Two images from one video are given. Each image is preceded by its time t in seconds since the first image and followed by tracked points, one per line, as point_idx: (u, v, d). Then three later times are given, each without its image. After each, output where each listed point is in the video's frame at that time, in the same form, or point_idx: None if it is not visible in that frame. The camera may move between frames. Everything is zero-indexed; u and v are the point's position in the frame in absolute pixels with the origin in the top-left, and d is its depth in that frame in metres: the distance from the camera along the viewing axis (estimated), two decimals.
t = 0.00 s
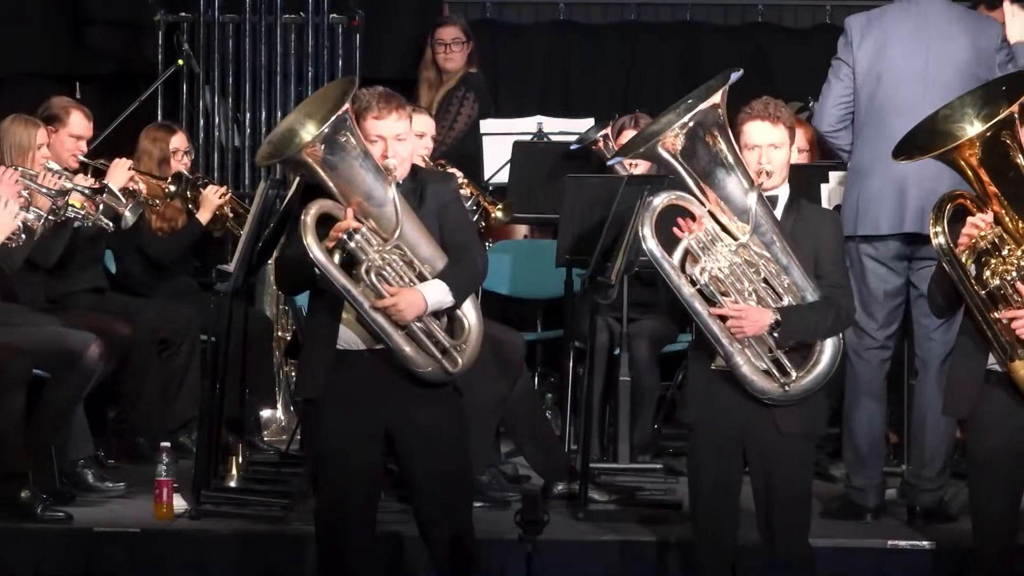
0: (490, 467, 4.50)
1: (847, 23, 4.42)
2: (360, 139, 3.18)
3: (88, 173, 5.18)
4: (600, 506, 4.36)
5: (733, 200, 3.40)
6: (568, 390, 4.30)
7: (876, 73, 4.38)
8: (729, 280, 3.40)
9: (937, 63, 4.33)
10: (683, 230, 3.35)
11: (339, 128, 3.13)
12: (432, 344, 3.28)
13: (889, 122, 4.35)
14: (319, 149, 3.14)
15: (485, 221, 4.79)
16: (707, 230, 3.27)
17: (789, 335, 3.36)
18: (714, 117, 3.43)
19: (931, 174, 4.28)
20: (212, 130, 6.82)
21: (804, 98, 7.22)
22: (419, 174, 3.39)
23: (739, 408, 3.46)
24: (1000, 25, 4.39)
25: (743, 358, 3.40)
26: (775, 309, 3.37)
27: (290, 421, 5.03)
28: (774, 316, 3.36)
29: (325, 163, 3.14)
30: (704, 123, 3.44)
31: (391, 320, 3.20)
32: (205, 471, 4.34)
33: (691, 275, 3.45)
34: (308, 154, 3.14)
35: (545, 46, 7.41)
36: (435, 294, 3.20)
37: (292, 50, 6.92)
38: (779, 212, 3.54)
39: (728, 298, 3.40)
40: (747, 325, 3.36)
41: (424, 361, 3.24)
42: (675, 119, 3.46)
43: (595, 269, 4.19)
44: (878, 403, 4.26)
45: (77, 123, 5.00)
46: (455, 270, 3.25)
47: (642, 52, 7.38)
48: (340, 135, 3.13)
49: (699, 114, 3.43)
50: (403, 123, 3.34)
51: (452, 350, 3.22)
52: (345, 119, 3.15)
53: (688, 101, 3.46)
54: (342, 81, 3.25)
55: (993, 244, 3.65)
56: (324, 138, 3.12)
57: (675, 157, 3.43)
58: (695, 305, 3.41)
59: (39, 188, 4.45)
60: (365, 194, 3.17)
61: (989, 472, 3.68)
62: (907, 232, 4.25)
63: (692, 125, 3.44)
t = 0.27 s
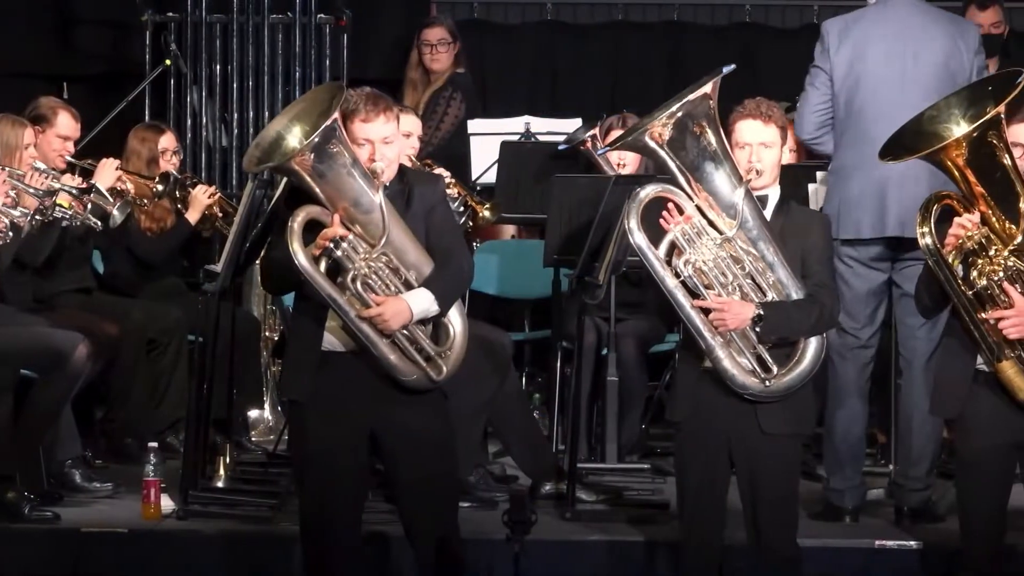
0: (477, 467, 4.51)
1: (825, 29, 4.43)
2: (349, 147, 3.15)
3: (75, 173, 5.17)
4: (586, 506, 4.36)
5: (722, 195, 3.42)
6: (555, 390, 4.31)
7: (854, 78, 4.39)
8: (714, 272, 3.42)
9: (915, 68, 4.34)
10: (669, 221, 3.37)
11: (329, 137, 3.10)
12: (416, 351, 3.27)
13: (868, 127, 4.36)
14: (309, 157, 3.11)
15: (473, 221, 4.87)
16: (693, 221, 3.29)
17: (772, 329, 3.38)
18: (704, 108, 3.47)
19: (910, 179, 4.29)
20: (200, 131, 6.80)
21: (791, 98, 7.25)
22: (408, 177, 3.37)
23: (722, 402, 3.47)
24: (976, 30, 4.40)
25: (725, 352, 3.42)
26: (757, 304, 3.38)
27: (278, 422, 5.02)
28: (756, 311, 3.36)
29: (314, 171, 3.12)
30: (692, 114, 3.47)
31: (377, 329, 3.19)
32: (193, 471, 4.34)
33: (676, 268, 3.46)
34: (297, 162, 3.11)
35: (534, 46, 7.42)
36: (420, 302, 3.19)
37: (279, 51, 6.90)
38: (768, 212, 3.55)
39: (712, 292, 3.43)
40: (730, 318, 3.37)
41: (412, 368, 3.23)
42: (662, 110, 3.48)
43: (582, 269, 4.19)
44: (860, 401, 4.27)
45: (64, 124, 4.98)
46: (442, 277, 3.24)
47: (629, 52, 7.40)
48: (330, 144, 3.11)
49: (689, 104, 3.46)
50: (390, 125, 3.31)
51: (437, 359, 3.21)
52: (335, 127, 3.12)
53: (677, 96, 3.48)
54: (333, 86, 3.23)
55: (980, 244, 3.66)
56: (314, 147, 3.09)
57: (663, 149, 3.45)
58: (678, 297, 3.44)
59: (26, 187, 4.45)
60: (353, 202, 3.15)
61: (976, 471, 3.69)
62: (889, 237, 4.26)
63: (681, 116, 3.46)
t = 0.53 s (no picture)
0: (465, 467, 4.51)
1: (794, 30, 4.44)
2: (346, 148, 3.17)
3: (63, 173, 5.17)
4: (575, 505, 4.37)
5: (710, 199, 3.42)
6: (543, 390, 4.30)
7: (824, 78, 4.41)
8: (705, 278, 3.42)
9: (884, 66, 4.34)
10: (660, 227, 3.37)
11: (326, 138, 3.13)
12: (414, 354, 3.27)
13: (838, 127, 4.38)
14: (304, 159, 3.14)
15: (461, 219, 4.85)
16: (684, 226, 3.30)
17: (762, 335, 3.39)
18: (693, 116, 3.45)
19: (881, 178, 4.30)
20: (188, 131, 6.80)
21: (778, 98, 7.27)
22: (407, 181, 3.41)
23: (709, 403, 3.47)
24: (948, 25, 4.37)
25: (716, 358, 3.42)
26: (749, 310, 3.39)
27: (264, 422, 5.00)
28: (748, 317, 3.37)
29: (311, 174, 3.14)
30: (682, 122, 3.45)
31: (373, 332, 3.19)
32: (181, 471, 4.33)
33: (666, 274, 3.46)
34: (294, 164, 3.14)
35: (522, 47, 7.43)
36: (418, 305, 3.20)
37: (266, 51, 6.84)
38: (756, 212, 3.56)
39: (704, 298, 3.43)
40: (721, 323, 3.37)
41: (411, 371, 3.23)
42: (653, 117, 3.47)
43: (570, 269, 4.20)
44: (843, 400, 4.27)
45: (51, 124, 4.98)
46: (438, 280, 3.24)
47: (617, 53, 7.42)
48: (326, 146, 3.13)
49: (679, 112, 3.45)
50: (390, 130, 3.33)
51: (434, 362, 3.21)
52: (332, 128, 3.15)
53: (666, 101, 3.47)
54: (332, 89, 3.25)
55: (968, 243, 3.70)
56: (310, 148, 3.12)
57: (653, 156, 3.44)
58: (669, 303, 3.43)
59: (14, 187, 4.42)
60: (350, 205, 3.17)
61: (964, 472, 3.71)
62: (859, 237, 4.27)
63: (672, 124, 3.45)
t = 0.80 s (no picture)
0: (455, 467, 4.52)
1: (770, 33, 4.44)
2: (349, 146, 3.20)
3: (52, 173, 5.15)
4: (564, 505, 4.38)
5: (698, 204, 3.42)
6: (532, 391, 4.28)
7: (801, 81, 4.40)
8: (694, 284, 3.42)
9: (861, 67, 4.35)
10: (649, 234, 3.36)
11: (326, 136, 3.17)
12: (424, 352, 3.29)
13: (817, 129, 4.37)
14: (307, 157, 3.17)
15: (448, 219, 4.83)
16: (674, 233, 3.29)
17: (752, 340, 3.42)
18: (681, 123, 3.43)
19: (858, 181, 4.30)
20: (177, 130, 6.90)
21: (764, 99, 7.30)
22: (414, 182, 3.42)
23: (699, 405, 3.48)
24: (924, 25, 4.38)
25: (707, 363, 3.42)
26: (739, 315, 3.40)
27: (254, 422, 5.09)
28: (739, 322, 3.39)
29: (314, 173, 3.18)
30: (671, 129, 3.43)
31: (381, 329, 3.21)
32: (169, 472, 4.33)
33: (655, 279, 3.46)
34: (297, 163, 3.17)
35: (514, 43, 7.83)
36: (428, 302, 3.22)
37: (255, 50, 6.98)
38: (741, 212, 3.57)
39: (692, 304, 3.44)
40: (712, 328, 3.37)
41: (423, 367, 3.26)
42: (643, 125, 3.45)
43: (559, 269, 4.20)
44: (829, 400, 4.28)
45: (40, 124, 4.97)
46: (445, 277, 3.26)
47: (609, 49, 7.72)
48: (326, 142, 3.16)
49: (668, 120, 3.43)
50: (394, 131, 3.35)
51: (444, 358, 3.23)
52: (333, 126, 3.18)
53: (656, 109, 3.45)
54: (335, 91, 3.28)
55: (957, 243, 3.71)
56: (311, 147, 3.15)
57: (641, 163, 3.42)
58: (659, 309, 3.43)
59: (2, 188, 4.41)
60: (355, 204, 3.19)
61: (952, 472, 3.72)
62: (840, 238, 4.28)
63: (660, 132, 3.43)
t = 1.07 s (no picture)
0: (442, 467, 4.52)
1: (744, 36, 4.50)
2: (349, 145, 3.10)
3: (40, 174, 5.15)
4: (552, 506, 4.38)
5: (679, 204, 3.42)
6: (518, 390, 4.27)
7: (777, 83, 4.46)
8: (677, 285, 3.42)
9: (837, 66, 4.39)
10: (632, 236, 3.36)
11: (325, 132, 3.07)
12: (431, 349, 3.17)
13: (795, 130, 4.43)
14: (306, 156, 3.08)
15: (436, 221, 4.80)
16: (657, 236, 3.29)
17: (737, 340, 3.41)
18: (660, 127, 3.43)
19: (837, 181, 4.36)
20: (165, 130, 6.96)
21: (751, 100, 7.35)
22: (418, 183, 3.30)
23: (682, 405, 3.48)
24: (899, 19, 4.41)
25: (692, 364, 3.43)
26: (723, 315, 3.41)
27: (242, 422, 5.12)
28: (722, 322, 3.39)
29: (315, 172, 3.08)
30: (651, 132, 3.43)
31: (386, 326, 3.09)
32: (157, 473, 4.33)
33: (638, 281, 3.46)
34: (296, 162, 3.08)
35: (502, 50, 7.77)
36: (434, 297, 3.09)
37: (243, 51, 7.07)
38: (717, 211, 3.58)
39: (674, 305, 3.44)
40: (697, 330, 3.38)
41: (429, 364, 3.13)
42: (625, 129, 3.45)
43: (547, 269, 4.21)
44: (814, 399, 4.29)
45: (28, 124, 4.97)
46: (451, 274, 3.14)
47: (596, 51, 7.74)
48: (325, 139, 3.07)
49: (648, 123, 3.43)
50: (398, 131, 3.22)
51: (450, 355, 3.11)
52: (332, 123, 3.09)
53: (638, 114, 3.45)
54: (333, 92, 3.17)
55: (944, 242, 3.70)
56: (309, 145, 3.06)
57: (623, 166, 3.43)
58: (644, 311, 3.43)
59: None
60: (357, 203, 3.09)
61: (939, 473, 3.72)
62: (821, 237, 4.33)
63: (641, 136, 3.43)
